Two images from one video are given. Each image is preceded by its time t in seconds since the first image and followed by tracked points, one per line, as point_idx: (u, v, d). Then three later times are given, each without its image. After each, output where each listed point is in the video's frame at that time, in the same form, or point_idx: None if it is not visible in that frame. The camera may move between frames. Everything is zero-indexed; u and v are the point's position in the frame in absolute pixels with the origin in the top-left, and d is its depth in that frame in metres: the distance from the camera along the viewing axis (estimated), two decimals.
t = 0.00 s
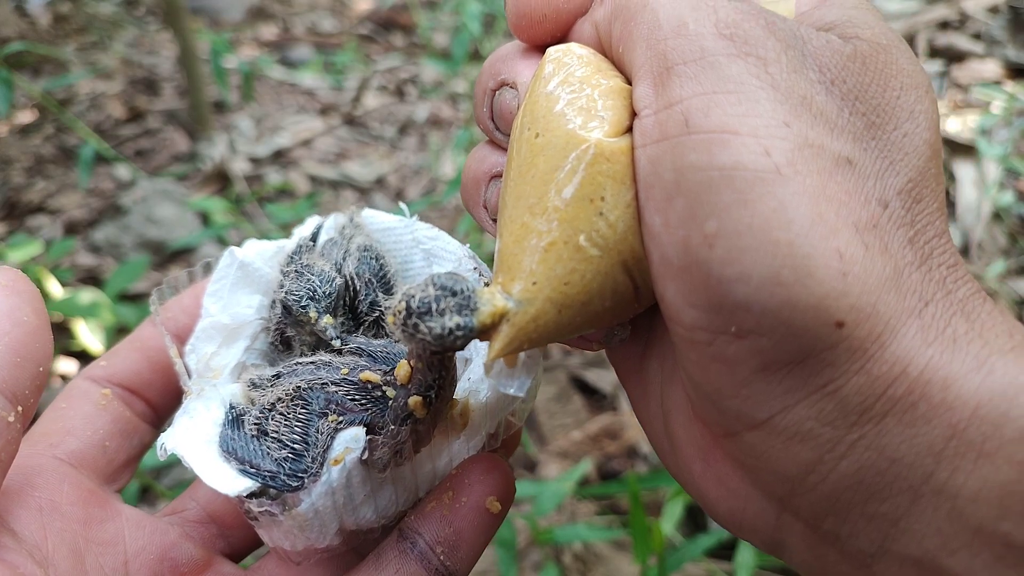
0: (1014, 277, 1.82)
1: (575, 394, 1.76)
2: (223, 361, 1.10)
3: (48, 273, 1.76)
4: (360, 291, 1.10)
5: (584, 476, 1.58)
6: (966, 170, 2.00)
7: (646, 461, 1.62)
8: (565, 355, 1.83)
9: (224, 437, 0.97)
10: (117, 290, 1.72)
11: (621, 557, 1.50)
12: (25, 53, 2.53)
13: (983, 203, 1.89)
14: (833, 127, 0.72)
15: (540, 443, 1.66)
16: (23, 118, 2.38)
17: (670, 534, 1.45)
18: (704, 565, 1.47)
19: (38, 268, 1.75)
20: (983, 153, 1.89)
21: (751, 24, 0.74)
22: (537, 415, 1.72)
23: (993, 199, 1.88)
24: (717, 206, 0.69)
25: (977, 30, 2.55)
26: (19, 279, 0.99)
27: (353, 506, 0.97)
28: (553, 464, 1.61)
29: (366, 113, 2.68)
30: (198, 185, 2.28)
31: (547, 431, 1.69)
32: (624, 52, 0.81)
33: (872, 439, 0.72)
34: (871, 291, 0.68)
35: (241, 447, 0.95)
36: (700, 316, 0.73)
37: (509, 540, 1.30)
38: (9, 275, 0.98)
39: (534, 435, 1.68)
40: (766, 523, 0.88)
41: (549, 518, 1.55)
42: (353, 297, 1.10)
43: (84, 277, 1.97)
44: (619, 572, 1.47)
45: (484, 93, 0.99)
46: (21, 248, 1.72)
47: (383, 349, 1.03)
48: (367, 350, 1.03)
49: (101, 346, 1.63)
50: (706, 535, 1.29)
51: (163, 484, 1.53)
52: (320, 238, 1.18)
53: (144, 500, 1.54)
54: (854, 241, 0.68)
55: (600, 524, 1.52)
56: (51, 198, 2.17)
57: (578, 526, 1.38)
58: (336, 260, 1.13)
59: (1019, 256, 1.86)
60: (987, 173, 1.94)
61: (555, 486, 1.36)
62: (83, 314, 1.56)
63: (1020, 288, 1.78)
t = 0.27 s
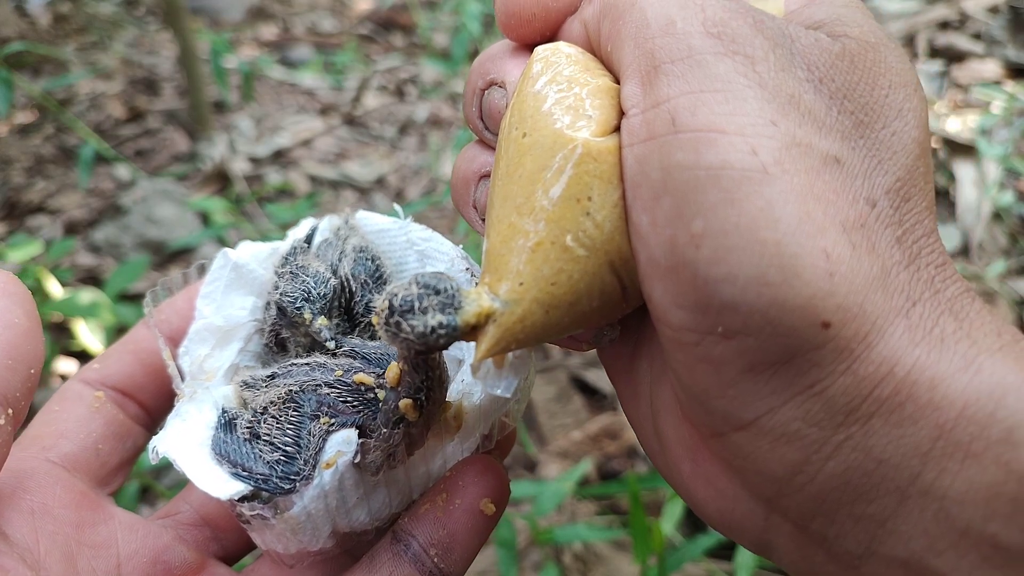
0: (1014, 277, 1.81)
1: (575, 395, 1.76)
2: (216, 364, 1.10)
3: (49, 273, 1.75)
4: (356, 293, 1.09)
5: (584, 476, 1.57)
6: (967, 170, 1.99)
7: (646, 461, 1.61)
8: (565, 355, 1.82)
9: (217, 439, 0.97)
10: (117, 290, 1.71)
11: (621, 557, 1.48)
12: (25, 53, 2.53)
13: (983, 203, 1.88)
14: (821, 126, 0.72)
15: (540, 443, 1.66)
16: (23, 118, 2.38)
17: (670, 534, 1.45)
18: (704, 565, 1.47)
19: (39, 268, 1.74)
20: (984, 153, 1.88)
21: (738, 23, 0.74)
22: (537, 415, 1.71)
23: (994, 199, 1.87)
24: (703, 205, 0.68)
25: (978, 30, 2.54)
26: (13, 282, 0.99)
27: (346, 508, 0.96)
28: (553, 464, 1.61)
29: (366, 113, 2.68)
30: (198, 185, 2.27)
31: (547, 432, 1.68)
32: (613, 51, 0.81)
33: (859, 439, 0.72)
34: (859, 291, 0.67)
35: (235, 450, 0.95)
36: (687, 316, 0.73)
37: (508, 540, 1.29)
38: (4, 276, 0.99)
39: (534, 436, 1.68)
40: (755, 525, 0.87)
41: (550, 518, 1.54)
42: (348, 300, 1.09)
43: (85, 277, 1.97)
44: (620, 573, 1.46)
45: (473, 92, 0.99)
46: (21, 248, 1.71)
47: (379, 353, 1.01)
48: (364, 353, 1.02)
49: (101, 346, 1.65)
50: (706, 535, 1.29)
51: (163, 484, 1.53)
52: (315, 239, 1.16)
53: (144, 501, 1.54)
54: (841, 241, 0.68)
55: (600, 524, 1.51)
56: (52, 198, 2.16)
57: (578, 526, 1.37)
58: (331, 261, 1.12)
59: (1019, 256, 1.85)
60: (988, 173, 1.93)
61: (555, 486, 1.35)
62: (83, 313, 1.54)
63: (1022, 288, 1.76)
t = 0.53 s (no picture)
0: (1014, 277, 1.81)
1: (575, 394, 1.75)
2: (209, 371, 1.11)
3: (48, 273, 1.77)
4: (347, 302, 1.09)
5: (584, 476, 1.57)
6: (967, 170, 2.00)
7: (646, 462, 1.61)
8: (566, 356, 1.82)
9: (212, 448, 0.97)
10: (117, 290, 1.72)
11: (621, 557, 1.48)
12: (25, 53, 2.54)
13: (983, 203, 1.88)
14: (791, 143, 0.73)
15: (540, 443, 1.67)
16: (23, 118, 2.40)
17: (669, 534, 1.43)
18: (704, 565, 1.44)
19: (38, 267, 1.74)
20: (984, 152, 1.90)
21: (710, 41, 0.76)
22: (537, 415, 1.72)
23: (994, 199, 1.87)
24: (676, 221, 0.70)
25: (978, 30, 2.56)
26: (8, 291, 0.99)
27: (338, 515, 0.98)
28: (553, 464, 1.61)
29: (365, 113, 2.70)
30: (198, 185, 2.28)
31: (547, 431, 1.69)
32: (590, 68, 0.82)
33: (830, 450, 0.74)
34: (828, 305, 0.69)
35: (230, 458, 0.96)
36: (661, 330, 0.74)
37: (508, 540, 1.30)
38: None
39: (534, 435, 1.68)
40: (733, 533, 0.89)
41: (550, 518, 1.55)
42: (340, 309, 1.09)
43: (84, 277, 1.98)
44: (620, 573, 1.46)
45: (456, 108, 1.01)
46: (20, 248, 1.71)
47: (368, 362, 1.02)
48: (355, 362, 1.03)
49: (101, 346, 1.66)
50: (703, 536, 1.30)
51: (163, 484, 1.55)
52: (307, 249, 1.18)
53: (144, 501, 1.55)
54: (811, 256, 0.69)
55: (600, 524, 1.52)
56: (51, 198, 2.18)
57: (578, 526, 1.39)
58: (323, 271, 1.13)
59: (1020, 256, 1.85)
60: (988, 173, 1.94)
61: (555, 486, 1.36)
62: (83, 314, 1.56)
63: (1022, 287, 1.78)
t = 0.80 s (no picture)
0: (1014, 278, 1.84)
1: (575, 394, 1.79)
2: (225, 387, 1.15)
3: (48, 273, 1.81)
4: (356, 321, 1.13)
5: (584, 477, 1.62)
6: (967, 170, 2.02)
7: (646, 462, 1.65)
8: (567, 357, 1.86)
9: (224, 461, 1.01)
10: (117, 290, 1.76)
11: (621, 557, 1.52)
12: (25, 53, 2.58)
13: (983, 203, 1.91)
14: (785, 167, 0.77)
15: (540, 444, 1.71)
16: (23, 118, 2.44)
17: (669, 534, 1.46)
18: (704, 565, 1.48)
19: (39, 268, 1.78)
20: (984, 153, 1.93)
21: (707, 71, 0.80)
22: (538, 416, 1.76)
23: (993, 199, 1.90)
24: (675, 243, 0.74)
25: (977, 30, 2.58)
26: (32, 307, 1.02)
27: (349, 523, 1.01)
28: (553, 464, 1.65)
29: (365, 113, 2.74)
30: (198, 184, 2.30)
31: (548, 432, 1.73)
32: (594, 94, 0.86)
33: (824, 459, 0.77)
34: (820, 321, 0.73)
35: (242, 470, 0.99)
36: (663, 345, 0.78)
37: (509, 540, 1.34)
38: (23, 303, 1.01)
39: (535, 436, 1.73)
40: (733, 539, 0.92)
41: (550, 518, 1.59)
42: (349, 326, 1.13)
43: (85, 277, 2.00)
44: (620, 572, 1.50)
45: (466, 132, 1.06)
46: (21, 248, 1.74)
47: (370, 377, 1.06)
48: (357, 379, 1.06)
49: (100, 346, 1.68)
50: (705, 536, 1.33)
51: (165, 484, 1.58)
52: (317, 268, 1.21)
53: (145, 500, 1.58)
54: (803, 275, 0.73)
55: (600, 524, 1.56)
56: (51, 198, 2.22)
57: (578, 526, 1.42)
58: (332, 290, 1.16)
59: (1019, 256, 1.89)
60: (988, 173, 1.96)
61: (555, 486, 1.40)
62: (83, 313, 1.60)
63: (1021, 288, 1.80)
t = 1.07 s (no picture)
0: (1014, 277, 1.84)
1: (575, 394, 1.79)
2: (230, 383, 1.15)
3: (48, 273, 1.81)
4: (363, 316, 1.13)
5: (584, 477, 1.62)
6: (966, 170, 2.03)
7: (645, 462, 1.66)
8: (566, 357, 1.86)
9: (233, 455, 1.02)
10: (117, 290, 1.77)
11: (621, 557, 1.53)
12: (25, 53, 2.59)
13: (983, 203, 1.91)
14: (785, 165, 0.77)
15: (540, 444, 1.71)
16: (23, 118, 2.44)
17: (669, 534, 1.47)
18: (704, 565, 1.48)
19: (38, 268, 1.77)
20: (984, 153, 1.94)
21: (708, 70, 0.80)
22: (537, 416, 1.76)
23: (993, 199, 1.90)
24: (676, 241, 0.74)
25: (977, 30, 2.58)
26: (39, 305, 1.03)
27: (354, 519, 1.02)
28: (553, 464, 1.65)
29: (365, 113, 2.74)
30: (198, 185, 2.30)
31: (548, 432, 1.73)
32: (596, 93, 0.87)
33: (823, 456, 0.78)
34: (820, 319, 0.73)
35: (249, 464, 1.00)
36: (663, 342, 0.78)
37: (509, 540, 1.34)
38: (30, 300, 1.02)
39: (534, 436, 1.73)
40: (734, 537, 0.93)
41: (550, 518, 1.60)
42: (355, 322, 1.13)
43: (85, 277, 2.00)
44: (620, 572, 1.51)
45: (468, 131, 1.07)
46: (21, 248, 1.74)
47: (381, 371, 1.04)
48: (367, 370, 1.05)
49: (101, 346, 1.67)
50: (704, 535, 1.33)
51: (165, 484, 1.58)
52: (323, 265, 1.21)
53: (144, 501, 1.58)
54: (803, 273, 0.73)
55: (600, 524, 1.56)
56: (51, 198, 2.22)
57: (578, 526, 1.43)
58: (339, 286, 1.17)
59: (1019, 256, 1.89)
60: (988, 172, 1.97)
61: (555, 486, 1.40)
62: (83, 314, 1.61)
63: (1021, 287, 1.81)
